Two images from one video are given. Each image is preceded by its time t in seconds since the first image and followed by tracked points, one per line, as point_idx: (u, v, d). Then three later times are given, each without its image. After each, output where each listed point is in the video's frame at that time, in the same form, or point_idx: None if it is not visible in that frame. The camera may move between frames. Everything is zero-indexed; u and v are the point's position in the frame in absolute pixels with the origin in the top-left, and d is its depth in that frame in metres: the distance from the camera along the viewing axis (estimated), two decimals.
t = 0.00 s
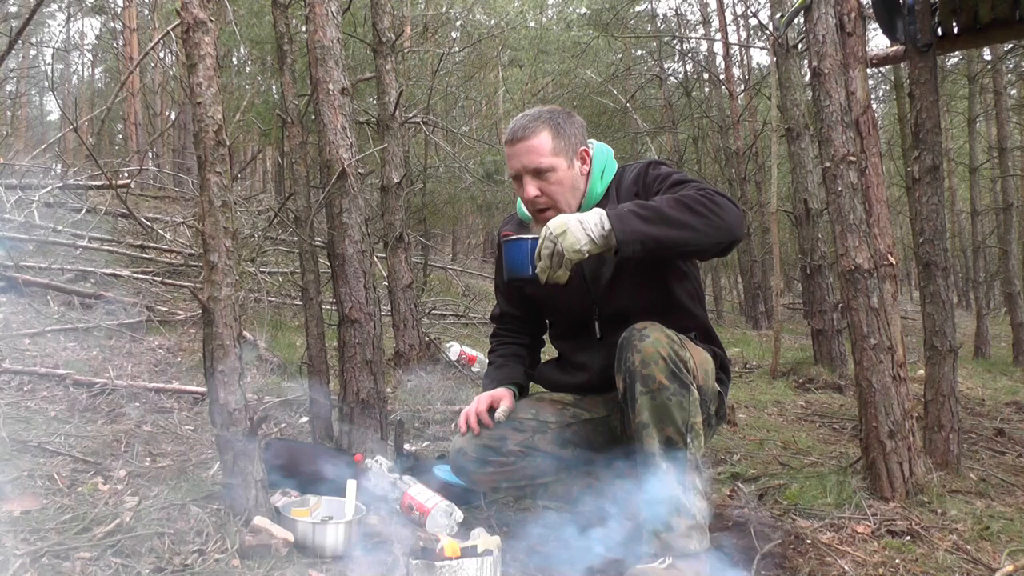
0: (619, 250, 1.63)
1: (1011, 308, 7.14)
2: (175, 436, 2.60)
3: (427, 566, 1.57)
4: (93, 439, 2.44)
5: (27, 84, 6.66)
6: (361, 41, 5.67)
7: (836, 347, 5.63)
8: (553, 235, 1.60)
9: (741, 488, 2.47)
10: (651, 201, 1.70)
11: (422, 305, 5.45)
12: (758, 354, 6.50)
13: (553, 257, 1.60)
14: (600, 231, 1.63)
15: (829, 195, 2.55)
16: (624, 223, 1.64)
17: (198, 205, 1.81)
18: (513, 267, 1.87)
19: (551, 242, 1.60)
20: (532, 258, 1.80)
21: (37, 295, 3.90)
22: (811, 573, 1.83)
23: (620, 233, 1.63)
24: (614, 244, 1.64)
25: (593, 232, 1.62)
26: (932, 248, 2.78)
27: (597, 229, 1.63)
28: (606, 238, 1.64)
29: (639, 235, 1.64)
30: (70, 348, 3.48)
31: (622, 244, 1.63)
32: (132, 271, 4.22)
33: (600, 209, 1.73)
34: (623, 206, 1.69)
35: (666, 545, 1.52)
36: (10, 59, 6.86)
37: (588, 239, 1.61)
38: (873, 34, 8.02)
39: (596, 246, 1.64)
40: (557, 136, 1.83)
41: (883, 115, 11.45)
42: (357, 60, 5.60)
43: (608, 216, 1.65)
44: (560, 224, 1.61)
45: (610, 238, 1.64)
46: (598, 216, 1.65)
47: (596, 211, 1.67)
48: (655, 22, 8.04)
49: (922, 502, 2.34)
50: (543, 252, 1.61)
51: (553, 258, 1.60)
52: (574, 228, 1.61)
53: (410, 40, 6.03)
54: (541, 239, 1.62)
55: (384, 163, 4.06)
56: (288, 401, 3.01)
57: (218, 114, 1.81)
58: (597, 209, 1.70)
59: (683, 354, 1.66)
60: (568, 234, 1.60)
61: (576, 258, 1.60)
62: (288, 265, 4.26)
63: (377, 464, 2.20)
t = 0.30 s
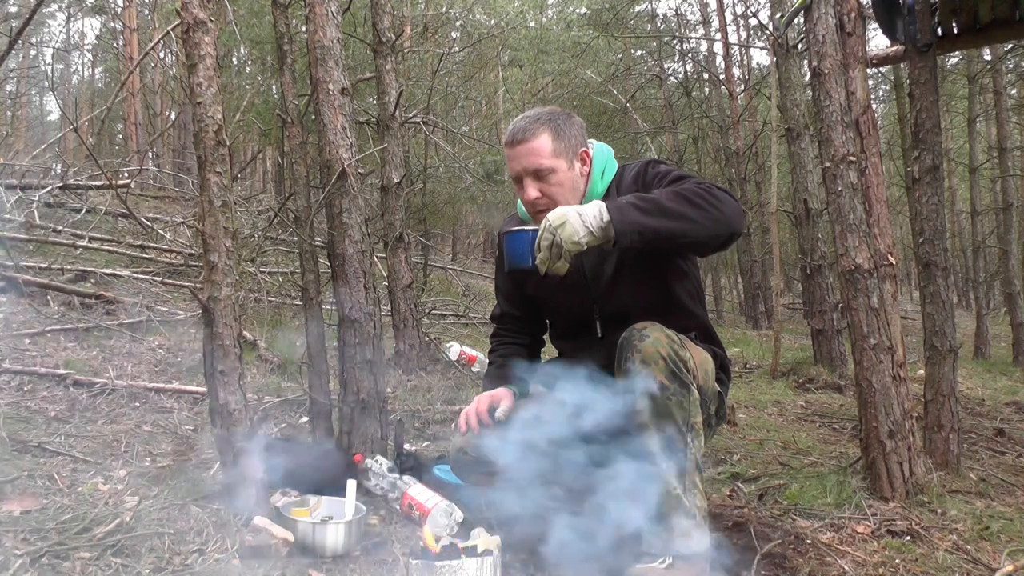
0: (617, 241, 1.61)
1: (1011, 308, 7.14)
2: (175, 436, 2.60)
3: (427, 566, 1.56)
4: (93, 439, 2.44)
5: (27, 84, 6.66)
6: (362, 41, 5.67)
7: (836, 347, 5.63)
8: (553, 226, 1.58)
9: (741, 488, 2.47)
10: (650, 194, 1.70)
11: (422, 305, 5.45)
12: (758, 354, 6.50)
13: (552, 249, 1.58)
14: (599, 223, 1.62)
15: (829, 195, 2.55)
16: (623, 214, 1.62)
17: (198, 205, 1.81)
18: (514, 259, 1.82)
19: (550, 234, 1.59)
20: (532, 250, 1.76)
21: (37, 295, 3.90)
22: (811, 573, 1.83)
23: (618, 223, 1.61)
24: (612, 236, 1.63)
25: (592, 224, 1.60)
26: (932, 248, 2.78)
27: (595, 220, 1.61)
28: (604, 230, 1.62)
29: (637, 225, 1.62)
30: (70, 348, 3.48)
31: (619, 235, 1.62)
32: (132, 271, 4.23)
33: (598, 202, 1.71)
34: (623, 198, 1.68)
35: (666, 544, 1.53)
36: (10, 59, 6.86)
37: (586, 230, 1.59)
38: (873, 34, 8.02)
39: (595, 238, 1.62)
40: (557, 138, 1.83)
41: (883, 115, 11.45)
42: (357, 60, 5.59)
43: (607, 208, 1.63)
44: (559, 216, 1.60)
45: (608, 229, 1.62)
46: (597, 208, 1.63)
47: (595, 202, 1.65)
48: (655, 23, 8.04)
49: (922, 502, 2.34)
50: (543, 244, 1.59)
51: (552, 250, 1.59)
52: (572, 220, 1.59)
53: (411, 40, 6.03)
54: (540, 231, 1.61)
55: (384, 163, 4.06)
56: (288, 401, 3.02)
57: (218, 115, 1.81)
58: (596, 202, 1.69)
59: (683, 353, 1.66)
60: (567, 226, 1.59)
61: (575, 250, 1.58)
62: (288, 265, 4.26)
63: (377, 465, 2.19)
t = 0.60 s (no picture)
0: (613, 228, 1.61)
1: (1011, 308, 7.14)
2: (175, 436, 2.60)
3: (427, 566, 1.56)
4: (93, 439, 2.44)
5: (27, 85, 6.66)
6: (362, 41, 5.67)
7: (836, 347, 5.62)
8: (549, 216, 1.60)
9: (741, 488, 2.47)
10: (646, 184, 1.70)
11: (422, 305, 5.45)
12: (758, 354, 6.50)
13: (549, 238, 1.63)
14: (594, 212, 1.61)
15: (829, 195, 2.54)
16: (619, 202, 1.62)
17: (198, 205, 1.81)
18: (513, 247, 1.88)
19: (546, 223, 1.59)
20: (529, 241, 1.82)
21: (37, 295, 3.90)
22: (811, 573, 1.83)
23: (614, 211, 1.61)
24: (609, 225, 1.62)
25: (588, 213, 1.60)
26: (932, 248, 2.78)
27: (591, 209, 1.61)
28: (600, 219, 1.61)
29: (633, 213, 1.62)
30: (70, 348, 3.48)
31: (615, 223, 1.61)
32: (133, 271, 4.23)
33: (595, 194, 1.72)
34: (619, 189, 1.68)
35: (666, 544, 1.54)
36: (11, 59, 6.86)
37: (581, 219, 1.59)
38: (873, 34, 8.02)
39: (591, 227, 1.61)
40: (555, 144, 1.82)
41: (883, 115, 11.45)
42: (357, 60, 5.59)
43: (602, 197, 1.63)
44: (555, 206, 1.61)
45: (604, 219, 1.62)
46: (593, 198, 1.63)
47: (591, 193, 1.65)
48: (655, 22, 8.04)
49: (922, 502, 2.34)
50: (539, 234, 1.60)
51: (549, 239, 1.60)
52: (568, 209, 1.59)
53: (410, 40, 6.02)
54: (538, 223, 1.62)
55: (384, 163, 4.04)
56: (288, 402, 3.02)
57: (218, 114, 1.81)
58: (592, 193, 1.69)
59: (684, 353, 1.66)
60: (563, 215, 1.59)
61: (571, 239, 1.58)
62: (288, 265, 4.26)
63: (377, 464, 2.19)
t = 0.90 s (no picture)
0: (611, 224, 1.60)
1: (1011, 308, 7.13)
2: (174, 436, 2.60)
3: (427, 566, 1.56)
4: (93, 439, 2.44)
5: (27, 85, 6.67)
6: (361, 41, 5.67)
7: (837, 347, 5.62)
8: (548, 212, 1.59)
9: (741, 488, 2.47)
10: (644, 181, 1.71)
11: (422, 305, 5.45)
12: (758, 354, 6.50)
13: (548, 235, 1.60)
14: (593, 208, 1.61)
15: (829, 195, 2.54)
16: (617, 198, 1.62)
17: (199, 206, 1.81)
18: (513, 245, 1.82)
19: (546, 219, 1.59)
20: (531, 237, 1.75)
21: (37, 295, 3.91)
22: (811, 573, 1.83)
23: (612, 206, 1.61)
24: (607, 221, 1.62)
25: (587, 209, 1.60)
26: (932, 248, 2.78)
27: (590, 205, 1.61)
28: (598, 214, 1.61)
29: (630, 209, 1.62)
30: (70, 348, 3.48)
31: (613, 219, 1.61)
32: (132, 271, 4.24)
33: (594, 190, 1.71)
34: (617, 185, 1.68)
35: (666, 544, 1.53)
36: (11, 59, 6.86)
37: (580, 215, 1.59)
38: (874, 34, 8.02)
39: (590, 223, 1.61)
40: (553, 147, 1.81)
41: (883, 115, 11.44)
42: (357, 60, 5.60)
43: (601, 192, 1.63)
44: (555, 202, 1.60)
45: (602, 214, 1.62)
46: (592, 194, 1.63)
47: (589, 189, 1.65)
48: (655, 22, 8.03)
49: (922, 502, 2.34)
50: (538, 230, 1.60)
51: (548, 236, 1.60)
52: (568, 205, 1.59)
53: (410, 40, 6.02)
54: (538, 219, 1.62)
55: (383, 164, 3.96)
56: (287, 402, 3.02)
57: (218, 115, 1.81)
58: (591, 189, 1.68)
59: (683, 354, 1.66)
60: (562, 211, 1.59)
61: (570, 235, 1.58)
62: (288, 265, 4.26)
63: (377, 464, 2.19)
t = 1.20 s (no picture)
0: (611, 222, 1.61)
1: (1011, 308, 7.13)
2: (175, 436, 2.60)
3: (427, 566, 1.56)
4: (93, 440, 2.44)
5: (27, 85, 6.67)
6: (361, 41, 5.67)
7: (837, 347, 5.62)
8: (548, 209, 1.59)
9: (741, 488, 2.47)
10: (644, 180, 1.71)
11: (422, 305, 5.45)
12: (758, 354, 6.51)
13: (548, 231, 1.60)
14: (593, 206, 1.61)
15: (829, 195, 2.54)
16: (618, 196, 1.63)
17: (198, 205, 1.81)
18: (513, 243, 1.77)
19: (547, 216, 1.59)
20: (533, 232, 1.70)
21: (36, 295, 3.91)
22: (812, 573, 1.83)
23: (612, 205, 1.61)
24: (607, 219, 1.62)
25: (587, 206, 1.60)
26: (932, 248, 2.78)
27: (590, 202, 1.61)
28: (598, 212, 1.61)
29: (631, 207, 1.63)
30: (70, 348, 3.49)
31: (613, 217, 1.61)
32: (132, 271, 4.26)
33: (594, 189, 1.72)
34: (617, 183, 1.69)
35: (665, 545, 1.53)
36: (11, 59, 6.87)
37: (580, 212, 1.59)
38: (873, 34, 8.03)
39: (590, 220, 1.61)
40: (554, 147, 1.82)
41: (883, 115, 11.45)
42: (357, 60, 5.60)
43: (601, 190, 1.63)
44: (555, 198, 1.60)
45: (602, 212, 1.62)
46: (592, 191, 1.63)
47: (589, 187, 1.66)
48: (655, 22, 8.03)
49: (922, 502, 2.34)
50: (539, 227, 1.60)
51: (548, 232, 1.59)
52: (568, 201, 1.59)
53: (410, 40, 6.02)
54: (538, 215, 1.62)
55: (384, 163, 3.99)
56: (287, 402, 3.02)
57: (218, 115, 1.81)
58: (592, 188, 1.69)
59: (684, 354, 1.66)
60: (562, 207, 1.59)
61: (570, 232, 1.58)
62: (288, 265, 4.26)
63: (377, 464, 2.19)
